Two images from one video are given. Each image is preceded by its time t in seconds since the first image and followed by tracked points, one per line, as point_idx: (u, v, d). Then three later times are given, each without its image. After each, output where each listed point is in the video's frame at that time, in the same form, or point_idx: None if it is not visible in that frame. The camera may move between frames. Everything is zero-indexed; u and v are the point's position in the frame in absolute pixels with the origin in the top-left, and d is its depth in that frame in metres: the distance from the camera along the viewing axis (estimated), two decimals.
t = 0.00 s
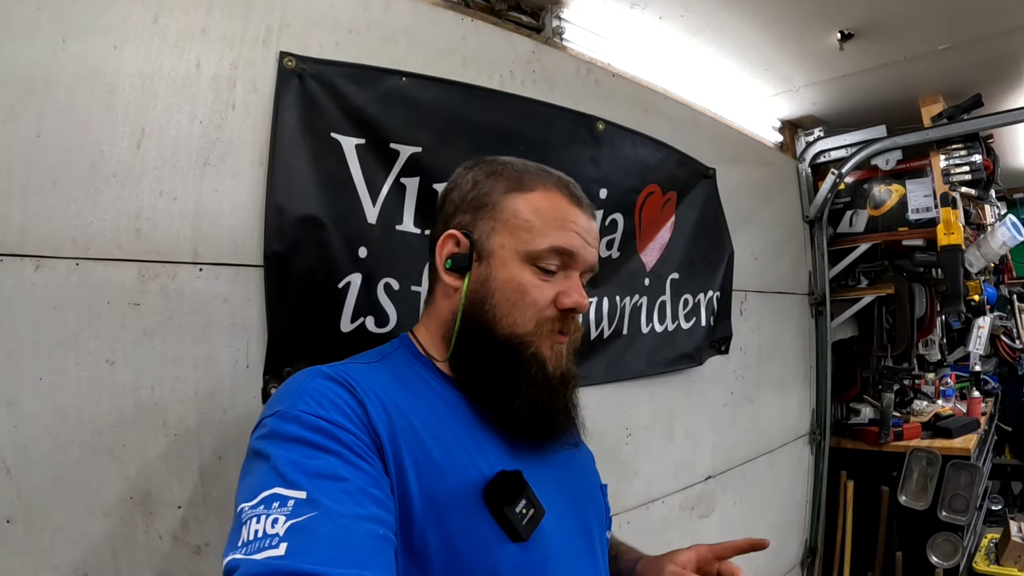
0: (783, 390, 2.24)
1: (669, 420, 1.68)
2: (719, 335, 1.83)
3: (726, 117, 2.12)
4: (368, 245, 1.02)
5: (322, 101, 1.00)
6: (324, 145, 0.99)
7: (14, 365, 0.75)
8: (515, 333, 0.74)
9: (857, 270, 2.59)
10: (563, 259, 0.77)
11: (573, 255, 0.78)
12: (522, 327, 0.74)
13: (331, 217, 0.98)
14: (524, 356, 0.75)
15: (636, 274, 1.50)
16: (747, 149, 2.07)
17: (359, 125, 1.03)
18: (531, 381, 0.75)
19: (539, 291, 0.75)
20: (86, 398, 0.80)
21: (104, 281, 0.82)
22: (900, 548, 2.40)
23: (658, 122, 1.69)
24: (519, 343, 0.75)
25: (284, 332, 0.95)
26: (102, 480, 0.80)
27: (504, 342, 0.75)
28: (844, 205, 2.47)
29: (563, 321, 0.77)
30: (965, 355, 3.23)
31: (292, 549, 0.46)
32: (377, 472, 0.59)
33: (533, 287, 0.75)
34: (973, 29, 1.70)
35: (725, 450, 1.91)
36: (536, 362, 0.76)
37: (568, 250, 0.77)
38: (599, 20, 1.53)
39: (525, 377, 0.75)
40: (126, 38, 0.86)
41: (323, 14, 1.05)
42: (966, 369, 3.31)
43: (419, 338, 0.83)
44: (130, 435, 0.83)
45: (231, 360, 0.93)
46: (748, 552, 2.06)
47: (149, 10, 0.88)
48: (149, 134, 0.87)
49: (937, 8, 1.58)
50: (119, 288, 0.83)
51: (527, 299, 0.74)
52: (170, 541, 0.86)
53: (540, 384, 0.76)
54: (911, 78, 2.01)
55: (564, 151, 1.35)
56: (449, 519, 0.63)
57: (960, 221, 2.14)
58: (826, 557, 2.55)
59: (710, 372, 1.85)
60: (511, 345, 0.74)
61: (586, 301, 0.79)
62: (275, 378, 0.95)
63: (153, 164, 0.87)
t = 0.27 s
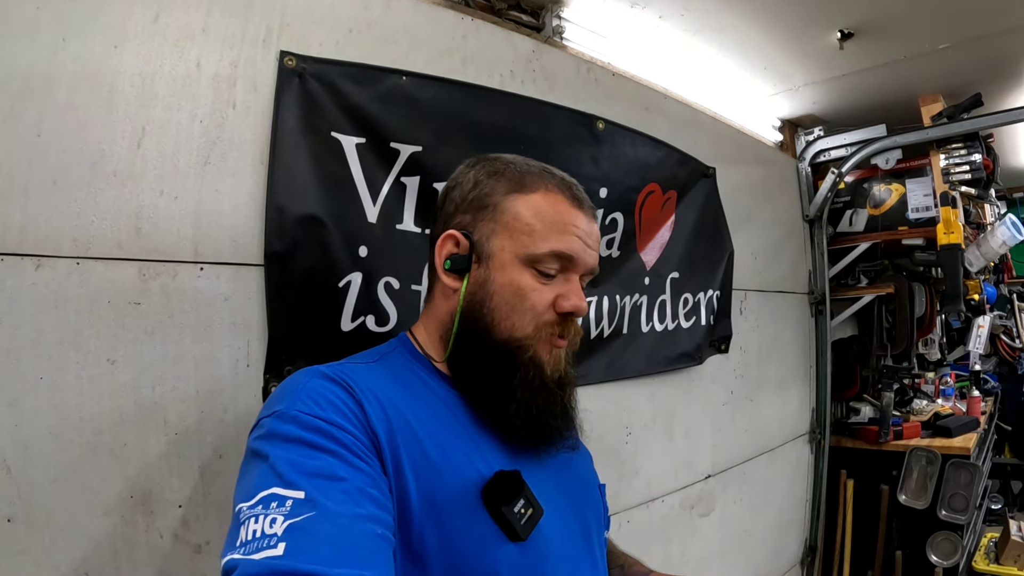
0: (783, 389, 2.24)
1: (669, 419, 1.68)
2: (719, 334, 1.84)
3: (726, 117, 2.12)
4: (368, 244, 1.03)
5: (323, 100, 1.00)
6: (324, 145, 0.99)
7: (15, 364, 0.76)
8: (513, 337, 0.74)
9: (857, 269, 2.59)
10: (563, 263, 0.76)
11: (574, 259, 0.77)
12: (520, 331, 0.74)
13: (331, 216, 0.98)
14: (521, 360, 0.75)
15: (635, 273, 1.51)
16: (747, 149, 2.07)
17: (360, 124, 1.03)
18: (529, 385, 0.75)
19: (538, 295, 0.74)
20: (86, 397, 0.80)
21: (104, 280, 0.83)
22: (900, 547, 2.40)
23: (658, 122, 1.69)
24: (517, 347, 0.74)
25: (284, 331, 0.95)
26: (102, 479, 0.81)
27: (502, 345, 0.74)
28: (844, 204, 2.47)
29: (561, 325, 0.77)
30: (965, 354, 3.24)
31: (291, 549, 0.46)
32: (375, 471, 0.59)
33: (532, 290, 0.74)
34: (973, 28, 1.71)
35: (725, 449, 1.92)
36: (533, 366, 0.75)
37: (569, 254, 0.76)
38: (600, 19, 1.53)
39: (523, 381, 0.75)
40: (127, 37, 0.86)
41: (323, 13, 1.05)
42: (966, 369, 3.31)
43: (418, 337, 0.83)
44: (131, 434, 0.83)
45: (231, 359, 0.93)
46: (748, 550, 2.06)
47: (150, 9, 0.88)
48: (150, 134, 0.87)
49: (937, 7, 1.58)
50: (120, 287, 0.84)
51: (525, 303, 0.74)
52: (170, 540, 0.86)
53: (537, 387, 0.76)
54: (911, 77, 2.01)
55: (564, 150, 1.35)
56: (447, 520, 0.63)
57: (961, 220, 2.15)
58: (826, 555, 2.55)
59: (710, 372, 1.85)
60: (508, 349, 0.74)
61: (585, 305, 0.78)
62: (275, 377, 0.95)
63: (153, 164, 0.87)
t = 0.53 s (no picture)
0: (783, 388, 2.24)
1: (668, 418, 1.68)
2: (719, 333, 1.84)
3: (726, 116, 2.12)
4: (368, 243, 1.03)
5: (323, 100, 1.00)
6: (324, 144, 0.99)
7: (15, 363, 0.76)
8: (510, 337, 0.74)
9: (857, 268, 2.59)
10: (559, 262, 0.76)
11: (570, 258, 0.77)
12: (516, 331, 0.74)
13: (331, 216, 0.98)
14: (519, 360, 0.74)
15: (635, 272, 1.51)
16: (747, 148, 2.07)
17: (360, 123, 1.03)
18: (526, 384, 0.75)
19: (534, 295, 0.74)
20: (86, 396, 0.80)
21: (104, 280, 0.83)
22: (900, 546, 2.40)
23: (658, 121, 1.69)
24: (514, 347, 0.74)
25: (284, 330, 0.95)
26: (102, 478, 0.81)
27: (498, 345, 0.74)
28: (844, 203, 2.47)
29: (557, 324, 0.77)
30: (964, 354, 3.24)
31: (289, 548, 0.46)
32: (374, 471, 0.59)
33: (529, 290, 0.74)
34: (973, 28, 1.70)
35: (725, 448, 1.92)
36: (531, 365, 0.75)
37: (564, 254, 0.76)
38: (600, 18, 1.53)
39: (521, 380, 0.75)
40: (127, 36, 0.86)
41: (323, 12, 1.05)
42: (965, 368, 3.32)
43: (415, 337, 0.82)
44: (131, 434, 0.83)
45: (231, 358, 0.93)
46: (748, 549, 2.07)
47: (150, 9, 0.88)
48: (150, 133, 0.87)
49: (937, 7, 1.58)
50: (120, 287, 0.84)
51: (522, 303, 0.74)
52: (170, 539, 0.86)
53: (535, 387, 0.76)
54: (911, 77, 2.01)
55: (564, 149, 1.35)
56: (446, 519, 0.63)
57: (960, 219, 2.15)
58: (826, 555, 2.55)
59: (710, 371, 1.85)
60: (505, 349, 0.74)
61: (581, 304, 0.78)
62: (275, 376, 0.95)
63: (153, 163, 0.87)
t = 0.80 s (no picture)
0: (783, 387, 2.25)
1: (668, 417, 1.68)
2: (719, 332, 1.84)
3: (726, 115, 2.12)
4: (368, 242, 1.03)
5: (323, 99, 1.00)
6: (324, 143, 0.99)
7: (15, 362, 0.76)
8: (499, 337, 0.73)
9: (857, 267, 2.60)
10: (544, 256, 0.73)
11: (555, 250, 0.74)
12: (505, 331, 0.73)
13: (331, 215, 0.98)
14: (510, 358, 0.73)
15: (635, 271, 1.51)
16: (747, 147, 2.08)
17: (359, 122, 1.03)
18: (519, 382, 0.74)
19: (521, 292, 0.73)
20: (86, 395, 0.80)
21: (104, 279, 0.83)
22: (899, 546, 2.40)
23: (658, 120, 1.69)
24: (504, 346, 0.73)
25: (284, 329, 0.95)
26: (102, 477, 0.81)
27: (488, 345, 0.73)
28: (844, 202, 2.47)
29: (549, 320, 0.75)
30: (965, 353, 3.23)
31: (290, 547, 0.46)
32: (374, 470, 0.59)
33: (514, 289, 0.73)
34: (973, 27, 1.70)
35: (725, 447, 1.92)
36: (523, 362, 0.74)
37: (549, 247, 0.73)
38: (600, 18, 1.53)
39: (513, 378, 0.74)
40: (127, 35, 0.86)
41: (323, 11, 1.05)
42: (966, 366, 3.32)
43: (415, 335, 0.83)
44: (131, 433, 0.83)
45: (231, 357, 0.93)
46: (748, 549, 2.07)
47: (150, 7, 0.88)
48: (150, 132, 0.87)
49: (937, 7, 1.59)
50: (120, 286, 0.84)
51: (508, 302, 0.73)
52: (170, 538, 0.86)
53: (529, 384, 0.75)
54: (911, 76, 2.01)
55: (564, 149, 1.35)
56: (445, 519, 0.63)
57: (960, 219, 2.14)
58: (825, 554, 2.56)
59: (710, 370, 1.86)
60: (495, 349, 0.73)
61: (573, 297, 0.76)
62: (275, 375, 0.95)
63: (153, 162, 0.87)
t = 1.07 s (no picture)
0: (783, 386, 2.25)
1: (668, 416, 1.68)
2: (719, 331, 1.84)
3: (726, 114, 2.12)
4: (368, 242, 1.03)
5: (322, 98, 1.00)
6: (324, 142, 0.99)
7: (14, 362, 0.76)
8: (485, 340, 0.72)
9: (857, 267, 2.61)
10: (524, 256, 0.72)
11: (536, 249, 0.73)
12: (490, 334, 0.72)
13: (331, 214, 0.98)
14: (496, 361, 0.73)
15: (635, 270, 1.51)
16: (746, 146, 2.07)
17: (359, 121, 1.03)
18: (508, 383, 0.74)
19: (504, 294, 0.72)
20: (86, 395, 0.80)
21: (104, 278, 0.83)
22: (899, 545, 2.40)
23: (658, 119, 1.69)
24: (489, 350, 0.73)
25: (284, 329, 0.95)
26: (102, 477, 0.81)
27: (474, 349, 0.73)
28: (844, 201, 2.47)
29: (535, 319, 0.75)
30: (965, 351, 3.20)
31: (293, 547, 0.46)
32: (376, 470, 0.59)
33: (496, 292, 0.72)
34: (973, 26, 1.70)
35: (724, 446, 1.92)
36: (511, 363, 0.73)
37: (528, 247, 0.72)
38: (599, 17, 1.53)
39: (501, 380, 0.73)
40: (126, 35, 0.85)
41: (322, 10, 1.05)
42: (965, 367, 3.27)
43: (413, 335, 0.83)
44: (131, 432, 0.83)
45: (231, 356, 0.93)
46: (748, 548, 2.07)
47: (149, 7, 0.88)
48: (149, 131, 0.87)
49: (937, 6, 1.59)
50: (119, 285, 0.84)
51: (491, 306, 0.72)
52: (171, 538, 0.86)
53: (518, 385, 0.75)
54: (911, 75, 2.01)
55: (564, 148, 1.35)
56: (447, 519, 0.63)
57: (960, 218, 2.14)
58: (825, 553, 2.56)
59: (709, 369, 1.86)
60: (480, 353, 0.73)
61: (557, 294, 0.75)
62: (275, 375, 0.95)
63: (153, 161, 0.87)
